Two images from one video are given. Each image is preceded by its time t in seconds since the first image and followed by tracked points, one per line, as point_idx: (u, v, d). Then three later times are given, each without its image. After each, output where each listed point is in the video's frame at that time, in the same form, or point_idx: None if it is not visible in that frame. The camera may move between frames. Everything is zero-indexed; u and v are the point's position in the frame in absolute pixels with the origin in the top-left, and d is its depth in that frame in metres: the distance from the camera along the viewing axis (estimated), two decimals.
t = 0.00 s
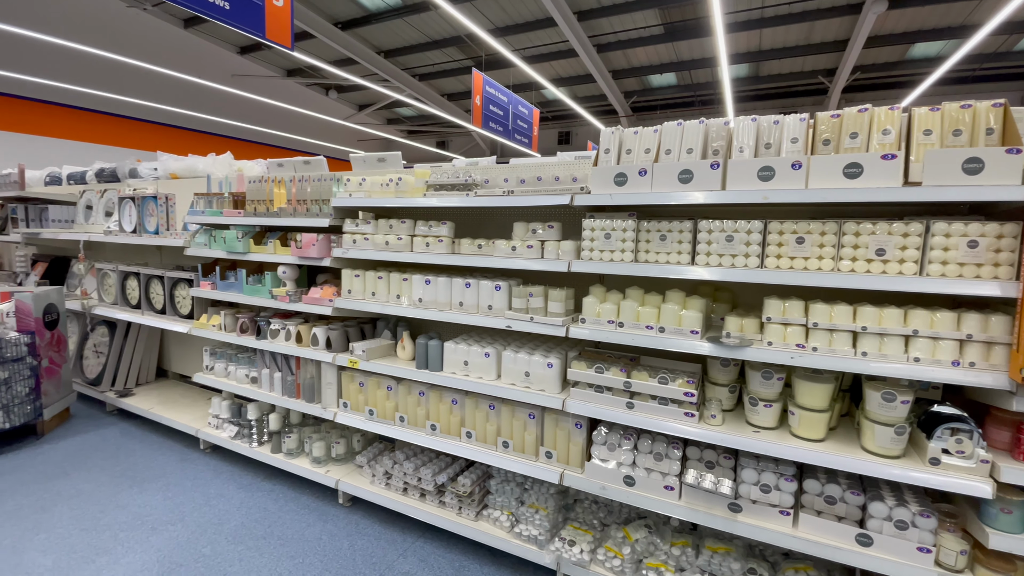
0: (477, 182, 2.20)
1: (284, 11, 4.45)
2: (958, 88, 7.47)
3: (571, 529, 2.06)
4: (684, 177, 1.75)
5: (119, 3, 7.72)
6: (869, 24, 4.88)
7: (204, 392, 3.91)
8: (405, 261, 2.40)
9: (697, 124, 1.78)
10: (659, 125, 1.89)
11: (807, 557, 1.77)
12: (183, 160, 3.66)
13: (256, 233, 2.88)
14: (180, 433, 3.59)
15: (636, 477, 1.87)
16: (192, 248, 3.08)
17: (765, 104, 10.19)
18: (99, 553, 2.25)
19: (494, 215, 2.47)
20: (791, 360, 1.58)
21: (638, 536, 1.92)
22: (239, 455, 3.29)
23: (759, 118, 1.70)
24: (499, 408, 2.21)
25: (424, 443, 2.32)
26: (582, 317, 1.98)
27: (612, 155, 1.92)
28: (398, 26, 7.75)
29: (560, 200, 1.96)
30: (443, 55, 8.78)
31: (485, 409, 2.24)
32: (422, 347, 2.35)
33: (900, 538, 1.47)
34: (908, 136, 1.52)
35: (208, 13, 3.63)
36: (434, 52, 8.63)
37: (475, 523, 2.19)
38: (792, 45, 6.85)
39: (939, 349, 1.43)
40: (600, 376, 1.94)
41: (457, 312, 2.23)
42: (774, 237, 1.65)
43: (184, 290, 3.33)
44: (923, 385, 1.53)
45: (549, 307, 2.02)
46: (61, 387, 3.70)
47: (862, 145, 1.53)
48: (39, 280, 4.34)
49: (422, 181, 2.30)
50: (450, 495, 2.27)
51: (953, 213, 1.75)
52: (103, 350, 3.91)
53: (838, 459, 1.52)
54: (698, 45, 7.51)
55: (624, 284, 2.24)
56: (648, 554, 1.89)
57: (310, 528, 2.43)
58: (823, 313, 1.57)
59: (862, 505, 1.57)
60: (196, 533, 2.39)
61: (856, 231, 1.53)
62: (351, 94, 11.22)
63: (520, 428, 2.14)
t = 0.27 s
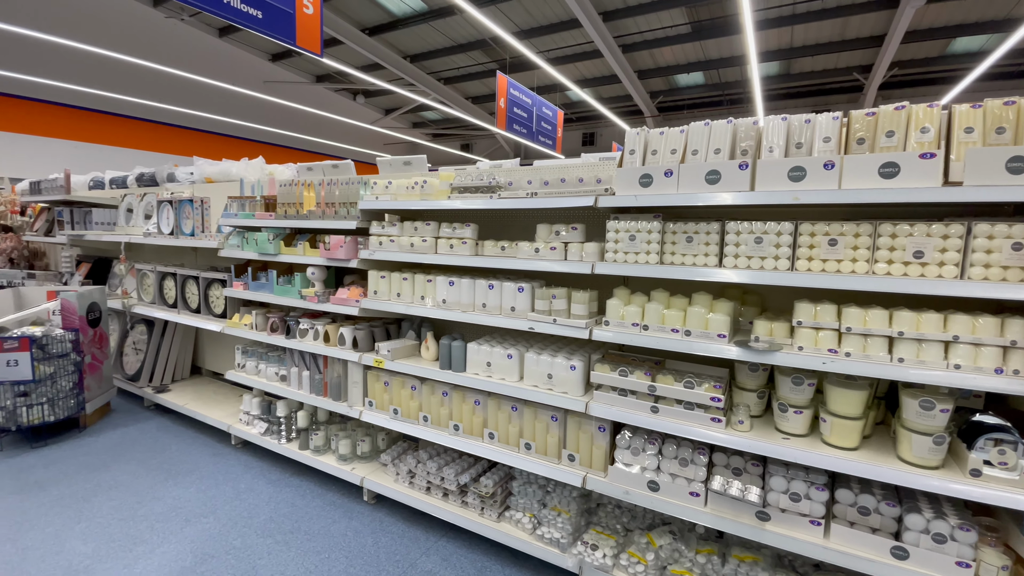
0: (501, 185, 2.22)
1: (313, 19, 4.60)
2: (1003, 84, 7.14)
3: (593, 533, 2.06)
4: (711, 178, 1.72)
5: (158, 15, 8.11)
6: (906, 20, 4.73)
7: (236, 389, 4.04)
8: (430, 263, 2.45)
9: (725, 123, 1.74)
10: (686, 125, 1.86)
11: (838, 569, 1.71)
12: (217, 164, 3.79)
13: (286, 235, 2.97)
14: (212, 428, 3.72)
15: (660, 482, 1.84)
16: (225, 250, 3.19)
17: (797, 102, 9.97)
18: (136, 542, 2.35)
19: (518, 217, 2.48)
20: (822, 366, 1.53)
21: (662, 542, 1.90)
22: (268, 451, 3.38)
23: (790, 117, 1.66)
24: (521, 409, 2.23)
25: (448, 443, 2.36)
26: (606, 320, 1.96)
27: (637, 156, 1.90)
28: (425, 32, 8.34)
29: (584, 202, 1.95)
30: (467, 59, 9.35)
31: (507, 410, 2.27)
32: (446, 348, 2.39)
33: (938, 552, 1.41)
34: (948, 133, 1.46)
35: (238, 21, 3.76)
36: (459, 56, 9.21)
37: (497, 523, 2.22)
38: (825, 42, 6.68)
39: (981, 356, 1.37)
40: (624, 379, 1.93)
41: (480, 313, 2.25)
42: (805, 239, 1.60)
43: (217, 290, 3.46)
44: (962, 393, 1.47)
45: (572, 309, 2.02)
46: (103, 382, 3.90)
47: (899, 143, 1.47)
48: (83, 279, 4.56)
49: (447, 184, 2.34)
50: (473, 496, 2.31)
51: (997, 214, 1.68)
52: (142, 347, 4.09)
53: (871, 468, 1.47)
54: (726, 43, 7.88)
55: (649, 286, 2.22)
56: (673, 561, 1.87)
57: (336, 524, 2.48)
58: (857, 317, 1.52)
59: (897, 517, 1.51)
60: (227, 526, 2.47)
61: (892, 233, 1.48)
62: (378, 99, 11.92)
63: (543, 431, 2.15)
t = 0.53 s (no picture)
0: (525, 187, 2.24)
1: (343, 26, 4.72)
2: None
3: (617, 538, 2.05)
4: (740, 178, 1.69)
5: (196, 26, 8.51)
6: (948, 14, 4.56)
7: (267, 386, 4.18)
8: (455, 264, 2.48)
9: (755, 122, 1.71)
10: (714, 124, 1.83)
11: None
12: (251, 169, 3.93)
13: (316, 237, 3.06)
14: (245, 424, 3.85)
15: (686, 488, 1.81)
16: (258, 251, 3.31)
17: (832, 100, 9.68)
18: (172, 533, 2.45)
19: (542, 218, 2.49)
20: (856, 372, 1.48)
21: (688, 549, 1.87)
22: (297, 447, 3.48)
23: (823, 116, 1.62)
24: (545, 411, 2.24)
25: (471, 444, 2.39)
26: (631, 322, 1.95)
27: (663, 157, 1.89)
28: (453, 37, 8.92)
29: (608, 203, 1.94)
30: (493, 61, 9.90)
31: (530, 412, 2.28)
32: (469, 349, 2.42)
33: (980, 568, 1.34)
34: (993, 129, 1.39)
35: (269, 29, 3.97)
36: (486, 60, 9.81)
37: (520, 525, 2.23)
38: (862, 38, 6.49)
39: None
40: (650, 383, 1.92)
41: (504, 315, 2.27)
42: (838, 241, 1.55)
43: (251, 290, 3.59)
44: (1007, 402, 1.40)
45: (597, 311, 2.02)
46: (143, 377, 4.09)
47: (938, 141, 1.41)
48: (125, 280, 4.79)
49: (472, 187, 2.37)
50: (496, 497, 2.32)
51: None
52: (179, 344, 4.27)
53: (908, 479, 1.41)
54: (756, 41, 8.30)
55: (676, 289, 2.20)
56: (699, 569, 1.84)
57: (362, 520, 2.54)
58: (893, 321, 1.46)
59: (937, 530, 1.44)
60: (258, 520, 2.55)
61: (932, 234, 1.42)
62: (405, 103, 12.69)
63: (566, 433, 2.16)
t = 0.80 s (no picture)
0: (548, 188, 2.25)
1: (372, 32, 4.82)
2: None
3: (640, 542, 2.04)
4: (768, 178, 1.66)
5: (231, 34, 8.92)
6: (993, 8, 4.39)
7: (296, 384, 4.31)
8: (478, 266, 2.51)
9: (784, 121, 1.68)
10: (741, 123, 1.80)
11: None
12: (282, 173, 4.06)
13: (344, 239, 3.14)
14: (274, 420, 3.97)
15: (711, 494, 1.79)
16: (289, 252, 3.41)
17: (869, 97, 9.37)
18: (205, 523, 2.56)
19: (565, 220, 2.49)
20: (890, 378, 1.43)
21: (713, 556, 1.84)
22: (323, 444, 3.58)
23: (855, 113, 1.57)
24: (567, 413, 2.24)
25: (494, 444, 2.41)
26: (655, 324, 1.93)
27: (689, 157, 1.87)
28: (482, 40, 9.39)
29: (633, 204, 1.92)
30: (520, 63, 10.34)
31: (552, 413, 2.28)
32: (492, 349, 2.44)
33: None
34: None
35: (300, 36, 4.13)
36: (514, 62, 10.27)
37: (541, 526, 2.23)
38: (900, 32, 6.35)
39: None
40: (675, 386, 1.88)
41: (526, 315, 2.28)
42: (872, 241, 1.50)
43: (281, 290, 3.71)
44: None
45: (620, 313, 2.00)
46: (179, 373, 4.27)
47: (978, 139, 1.36)
48: (164, 279, 5.02)
49: (496, 189, 2.39)
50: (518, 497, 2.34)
51: None
52: (214, 342, 4.45)
53: (946, 489, 1.36)
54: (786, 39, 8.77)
55: (701, 290, 2.16)
56: None
57: (386, 517, 2.59)
58: (930, 326, 1.41)
59: (975, 542, 1.38)
60: (286, 514, 2.63)
61: (971, 235, 1.36)
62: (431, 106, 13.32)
63: (588, 435, 2.15)
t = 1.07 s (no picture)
0: (569, 189, 2.25)
1: (397, 35, 4.90)
2: None
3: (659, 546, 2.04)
4: (793, 178, 1.63)
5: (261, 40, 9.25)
6: None
7: (321, 380, 4.42)
8: (498, 266, 2.53)
9: (810, 120, 1.65)
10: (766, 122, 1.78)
11: None
12: (309, 175, 4.18)
13: (368, 239, 3.22)
14: (300, 416, 4.09)
15: (732, 498, 1.79)
16: (315, 252, 3.51)
17: (904, 94, 9.09)
18: (233, 514, 2.65)
19: (586, 220, 2.49)
20: (920, 383, 1.39)
21: (734, 562, 1.83)
22: (347, 440, 3.66)
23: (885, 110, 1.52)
24: (586, 414, 2.24)
25: (513, 443, 2.43)
26: (676, 326, 1.92)
27: (712, 157, 1.84)
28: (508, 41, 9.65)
29: (654, 204, 1.91)
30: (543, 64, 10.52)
31: (571, 414, 2.29)
32: (511, 350, 2.46)
33: None
34: None
35: (326, 40, 4.25)
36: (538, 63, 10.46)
37: (560, 527, 2.25)
38: (938, 27, 6.37)
39: None
40: (696, 389, 1.89)
41: (546, 316, 2.28)
42: (901, 242, 1.46)
43: (308, 289, 3.81)
44: None
45: (641, 314, 1.99)
46: (210, 369, 4.44)
47: (1016, 137, 1.30)
48: (197, 278, 5.21)
49: (516, 189, 2.40)
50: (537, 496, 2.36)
51: None
52: (243, 339, 4.60)
53: (978, 499, 1.33)
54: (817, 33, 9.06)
55: (724, 292, 2.13)
56: None
57: (406, 513, 2.64)
58: (962, 329, 1.36)
59: (1008, 553, 1.35)
60: (309, 507, 2.70)
61: (1007, 237, 1.31)
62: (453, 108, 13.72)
63: (607, 437, 2.15)
